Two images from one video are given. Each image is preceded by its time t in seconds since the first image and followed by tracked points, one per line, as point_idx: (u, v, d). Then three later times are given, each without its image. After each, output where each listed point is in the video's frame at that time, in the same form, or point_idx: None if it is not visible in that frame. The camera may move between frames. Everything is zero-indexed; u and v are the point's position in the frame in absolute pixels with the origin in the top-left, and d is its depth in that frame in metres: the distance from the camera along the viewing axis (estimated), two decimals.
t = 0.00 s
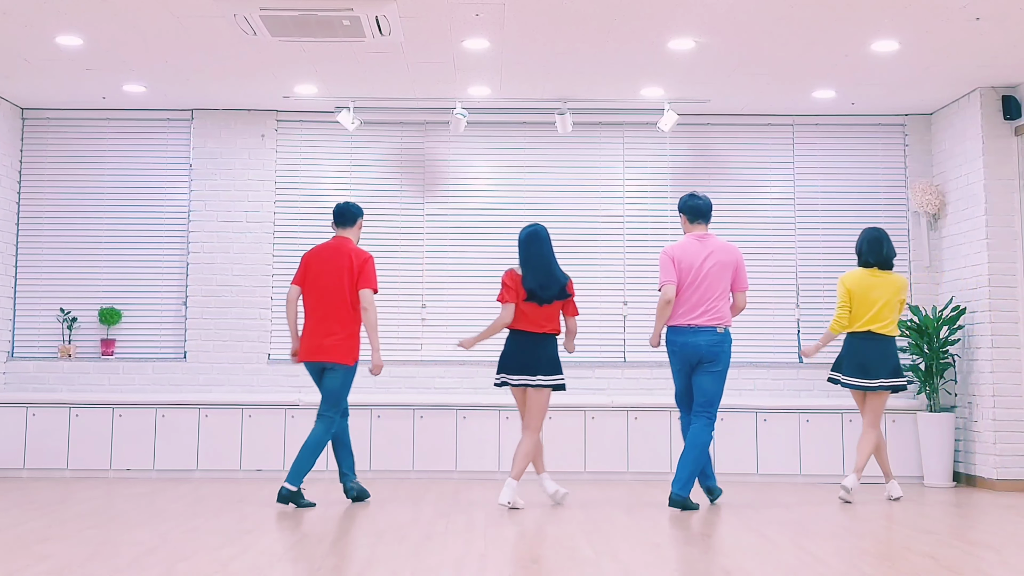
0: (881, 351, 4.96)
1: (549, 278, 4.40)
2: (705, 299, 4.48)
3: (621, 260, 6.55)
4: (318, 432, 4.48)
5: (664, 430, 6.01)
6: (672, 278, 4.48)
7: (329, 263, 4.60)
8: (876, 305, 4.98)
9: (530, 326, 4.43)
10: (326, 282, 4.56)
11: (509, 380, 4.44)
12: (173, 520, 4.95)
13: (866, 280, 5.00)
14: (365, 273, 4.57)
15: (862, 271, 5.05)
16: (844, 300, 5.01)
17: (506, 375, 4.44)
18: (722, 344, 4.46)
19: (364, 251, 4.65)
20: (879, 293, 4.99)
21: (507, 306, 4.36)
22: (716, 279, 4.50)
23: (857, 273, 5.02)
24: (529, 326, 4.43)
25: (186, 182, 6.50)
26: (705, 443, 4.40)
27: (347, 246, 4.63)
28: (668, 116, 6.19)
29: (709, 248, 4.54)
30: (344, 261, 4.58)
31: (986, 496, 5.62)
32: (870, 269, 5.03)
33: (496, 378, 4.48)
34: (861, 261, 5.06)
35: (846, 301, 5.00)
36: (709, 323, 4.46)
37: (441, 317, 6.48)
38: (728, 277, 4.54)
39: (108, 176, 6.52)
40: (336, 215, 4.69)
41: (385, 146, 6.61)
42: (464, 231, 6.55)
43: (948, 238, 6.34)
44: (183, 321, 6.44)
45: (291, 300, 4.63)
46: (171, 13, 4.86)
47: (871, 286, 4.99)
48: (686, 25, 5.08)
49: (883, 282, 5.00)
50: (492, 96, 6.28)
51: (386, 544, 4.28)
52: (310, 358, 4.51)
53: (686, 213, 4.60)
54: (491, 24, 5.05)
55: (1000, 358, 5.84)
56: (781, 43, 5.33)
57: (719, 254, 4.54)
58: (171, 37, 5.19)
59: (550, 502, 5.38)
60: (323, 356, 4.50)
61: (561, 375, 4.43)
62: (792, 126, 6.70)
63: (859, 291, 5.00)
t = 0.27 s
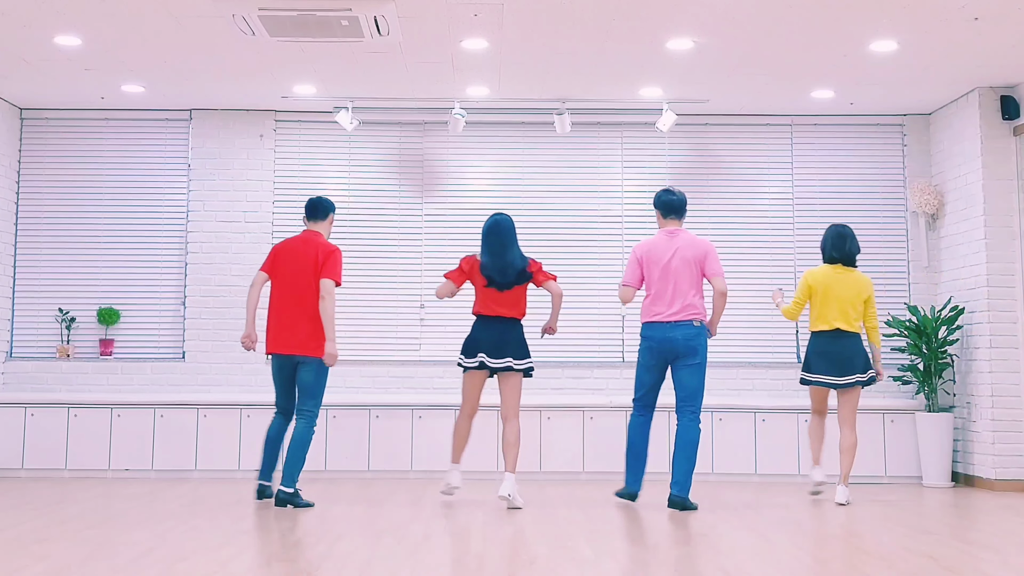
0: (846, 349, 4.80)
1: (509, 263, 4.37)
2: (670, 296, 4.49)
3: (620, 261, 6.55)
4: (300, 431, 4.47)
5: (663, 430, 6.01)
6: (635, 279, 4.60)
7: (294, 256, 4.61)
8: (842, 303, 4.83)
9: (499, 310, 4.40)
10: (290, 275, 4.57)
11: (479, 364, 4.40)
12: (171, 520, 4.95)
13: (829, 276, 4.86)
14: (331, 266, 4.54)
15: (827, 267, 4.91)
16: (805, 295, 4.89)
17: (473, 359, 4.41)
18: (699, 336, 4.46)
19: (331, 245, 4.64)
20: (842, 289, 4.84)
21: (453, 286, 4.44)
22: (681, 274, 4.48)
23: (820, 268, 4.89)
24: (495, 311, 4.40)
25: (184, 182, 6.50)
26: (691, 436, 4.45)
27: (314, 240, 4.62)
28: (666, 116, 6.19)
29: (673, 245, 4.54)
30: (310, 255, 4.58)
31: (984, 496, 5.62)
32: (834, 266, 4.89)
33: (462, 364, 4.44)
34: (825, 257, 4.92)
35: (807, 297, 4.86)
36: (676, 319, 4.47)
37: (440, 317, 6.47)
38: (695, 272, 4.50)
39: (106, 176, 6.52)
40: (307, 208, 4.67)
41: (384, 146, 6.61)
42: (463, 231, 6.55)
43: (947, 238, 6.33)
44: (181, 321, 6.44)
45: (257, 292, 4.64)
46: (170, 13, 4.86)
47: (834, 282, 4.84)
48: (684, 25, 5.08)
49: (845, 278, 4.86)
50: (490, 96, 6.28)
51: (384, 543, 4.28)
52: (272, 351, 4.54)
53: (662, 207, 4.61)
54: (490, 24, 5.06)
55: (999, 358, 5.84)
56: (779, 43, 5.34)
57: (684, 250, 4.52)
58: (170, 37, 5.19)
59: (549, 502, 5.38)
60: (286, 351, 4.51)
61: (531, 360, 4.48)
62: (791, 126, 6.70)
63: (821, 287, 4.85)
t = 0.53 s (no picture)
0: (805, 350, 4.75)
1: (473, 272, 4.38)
2: (637, 294, 4.51)
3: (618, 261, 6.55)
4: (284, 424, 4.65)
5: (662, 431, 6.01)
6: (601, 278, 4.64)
7: (268, 255, 4.76)
8: (805, 301, 4.77)
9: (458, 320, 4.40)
10: (265, 274, 4.72)
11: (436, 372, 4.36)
12: (169, 520, 4.95)
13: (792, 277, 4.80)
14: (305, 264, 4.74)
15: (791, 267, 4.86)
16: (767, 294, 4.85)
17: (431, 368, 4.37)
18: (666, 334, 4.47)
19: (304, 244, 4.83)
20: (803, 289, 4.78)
21: (411, 284, 4.42)
22: (647, 273, 4.50)
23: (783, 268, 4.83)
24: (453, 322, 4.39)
25: (183, 182, 6.50)
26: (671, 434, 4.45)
27: (287, 239, 4.79)
28: (665, 116, 6.20)
29: (640, 244, 4.57)
30: (284, 254, 4.75)
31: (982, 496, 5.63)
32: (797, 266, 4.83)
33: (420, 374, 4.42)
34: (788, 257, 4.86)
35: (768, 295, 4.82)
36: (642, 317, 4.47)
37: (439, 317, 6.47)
38: (661, 271, 4.52)
39: (105, 176, 6.52)
40: (274, 207, 4.82)
41: (382, 146, 6.61)
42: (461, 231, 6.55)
43: (945, 238, 6.33)
44: (180, 321, 6.44)
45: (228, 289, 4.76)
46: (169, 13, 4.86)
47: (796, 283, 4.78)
48: (682, 25, 5.08)
49: (808, 280, 4.79)
50: (489, 96, 6.28)
51: (383, 544, 4.28)
52: (246, 348, 4.66)
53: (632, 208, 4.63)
54: (489, 24, 5.06)
55: (997, 358, 5.84)
56: (778, 43, 5.33)
57: (650, 249, 4.54)
58: (169, 37, 5.19)
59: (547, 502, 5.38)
60: (261, 347, 4.65)
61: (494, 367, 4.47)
62: (789, 126, 6.70)
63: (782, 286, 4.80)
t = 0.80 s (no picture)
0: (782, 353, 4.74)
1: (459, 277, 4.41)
2: (623, 301, 4.51)
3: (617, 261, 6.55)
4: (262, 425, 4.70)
5: (660, 431, 6.01)
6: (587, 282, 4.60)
7: (251, 257, 4.79)
8: (776, 305, 4.76)
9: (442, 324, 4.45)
10: (251, 275, 4.76)
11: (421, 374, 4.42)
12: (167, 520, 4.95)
13: (770, 279, 4.80)
14: (289, 265, 4.83)
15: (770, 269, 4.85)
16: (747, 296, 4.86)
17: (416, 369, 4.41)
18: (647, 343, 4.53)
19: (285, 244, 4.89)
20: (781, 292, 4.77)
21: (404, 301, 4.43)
22: (634, 280, 4.52)
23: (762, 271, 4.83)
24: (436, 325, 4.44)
25: (182, 183, 6.51)
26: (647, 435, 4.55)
27: (269, 240, 4.84)
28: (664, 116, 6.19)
29: (626, 251, 4.58)
30: (268, 255, 4.80)
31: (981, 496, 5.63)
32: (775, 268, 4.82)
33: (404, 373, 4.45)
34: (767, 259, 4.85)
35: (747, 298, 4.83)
36: (628, 324, 4.49)
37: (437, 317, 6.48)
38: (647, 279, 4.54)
39: (104, 176, 6.52)
40: (251, 209, 4.83)
41: (381, 146, 6.62)
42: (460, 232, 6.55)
43: (944, 238, 6.34)
44: (179, 321, 6.44)
45: (210, 292, 4.75)
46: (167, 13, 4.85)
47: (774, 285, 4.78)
48: (680, 25, 5.08)
49: (786, 283, 4.78)
50: (488, 96, 6.28)
51: (380, 544, 4.28)
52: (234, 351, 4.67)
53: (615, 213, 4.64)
54: (488, 24, 5.05)
55: (996, 359, 5.84)
56: (777, 43, 5.33)
57: (637, 256, 4.57)
58: (168, 37, 5.18)
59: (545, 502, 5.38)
60: (250, 349, 4.67)
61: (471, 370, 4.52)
62: (787, 126, 6.70)
63: (761, 289, 4.80)
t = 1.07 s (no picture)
0: (775, 352, 4.75)
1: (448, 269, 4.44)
2: (618, 299, 4.52)
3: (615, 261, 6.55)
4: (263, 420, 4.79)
5: (658, 431, 6.02)
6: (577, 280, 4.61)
7: (245, 255, 4.79)
8: (765, 305, 4.77)
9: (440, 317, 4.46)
10: (245, 274, 4.76)
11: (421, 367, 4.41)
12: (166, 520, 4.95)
13: (759, 280, 4.82)
14: (282, 262, 4.82)
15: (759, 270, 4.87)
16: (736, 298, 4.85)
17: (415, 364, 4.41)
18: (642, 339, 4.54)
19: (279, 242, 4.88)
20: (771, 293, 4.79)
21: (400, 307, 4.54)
22: (627, 279, 4.54)
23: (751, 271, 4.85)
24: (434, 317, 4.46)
25: (180, 182, 6.51)
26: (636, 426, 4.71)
27: (262, 238, 4.83)
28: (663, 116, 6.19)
29: (619, 250, 4.60)
30: (261, 254, 4.80)
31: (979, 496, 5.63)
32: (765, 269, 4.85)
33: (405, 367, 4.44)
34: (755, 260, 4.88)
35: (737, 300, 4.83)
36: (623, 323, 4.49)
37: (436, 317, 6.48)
38: (640, 278, 4.57)
39: (102, 176, 6.52)
40: (243, 208, 4.83)
41: (379, 146, 6.62)
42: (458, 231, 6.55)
43: (943, 238, 6.33)
44: (177, 321, 6.44)
45: (206, 292, 4.76)
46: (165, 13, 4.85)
47: (764, 286, 4.79)
48: (679, 25, 5.07)
49: (775, 283, 4.80)
50: (486, 96, 6.28)
51: (379, 544, 4.28)
52: (230, 350, 4.68)
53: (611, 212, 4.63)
54: (486, 24, 5.05)
55: (994, 359, 5.84)
56: (776, 43, 5.33)
57: (630, 255, 4.58)
58: (166, 37, 5.18)
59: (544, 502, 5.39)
60: (247, 348, 4.67)
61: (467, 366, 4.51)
62: (786, 126, 6.70)
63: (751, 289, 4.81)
